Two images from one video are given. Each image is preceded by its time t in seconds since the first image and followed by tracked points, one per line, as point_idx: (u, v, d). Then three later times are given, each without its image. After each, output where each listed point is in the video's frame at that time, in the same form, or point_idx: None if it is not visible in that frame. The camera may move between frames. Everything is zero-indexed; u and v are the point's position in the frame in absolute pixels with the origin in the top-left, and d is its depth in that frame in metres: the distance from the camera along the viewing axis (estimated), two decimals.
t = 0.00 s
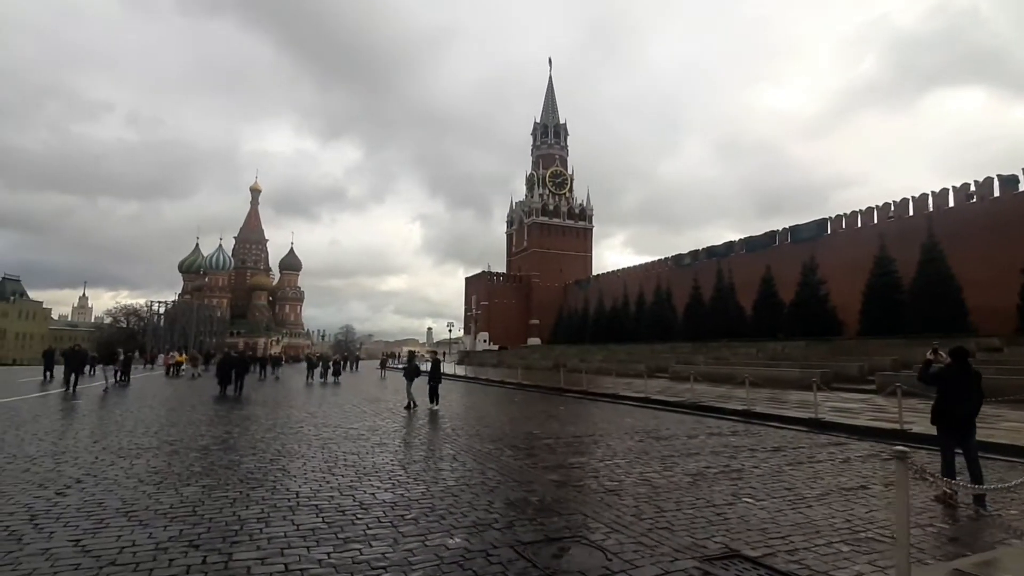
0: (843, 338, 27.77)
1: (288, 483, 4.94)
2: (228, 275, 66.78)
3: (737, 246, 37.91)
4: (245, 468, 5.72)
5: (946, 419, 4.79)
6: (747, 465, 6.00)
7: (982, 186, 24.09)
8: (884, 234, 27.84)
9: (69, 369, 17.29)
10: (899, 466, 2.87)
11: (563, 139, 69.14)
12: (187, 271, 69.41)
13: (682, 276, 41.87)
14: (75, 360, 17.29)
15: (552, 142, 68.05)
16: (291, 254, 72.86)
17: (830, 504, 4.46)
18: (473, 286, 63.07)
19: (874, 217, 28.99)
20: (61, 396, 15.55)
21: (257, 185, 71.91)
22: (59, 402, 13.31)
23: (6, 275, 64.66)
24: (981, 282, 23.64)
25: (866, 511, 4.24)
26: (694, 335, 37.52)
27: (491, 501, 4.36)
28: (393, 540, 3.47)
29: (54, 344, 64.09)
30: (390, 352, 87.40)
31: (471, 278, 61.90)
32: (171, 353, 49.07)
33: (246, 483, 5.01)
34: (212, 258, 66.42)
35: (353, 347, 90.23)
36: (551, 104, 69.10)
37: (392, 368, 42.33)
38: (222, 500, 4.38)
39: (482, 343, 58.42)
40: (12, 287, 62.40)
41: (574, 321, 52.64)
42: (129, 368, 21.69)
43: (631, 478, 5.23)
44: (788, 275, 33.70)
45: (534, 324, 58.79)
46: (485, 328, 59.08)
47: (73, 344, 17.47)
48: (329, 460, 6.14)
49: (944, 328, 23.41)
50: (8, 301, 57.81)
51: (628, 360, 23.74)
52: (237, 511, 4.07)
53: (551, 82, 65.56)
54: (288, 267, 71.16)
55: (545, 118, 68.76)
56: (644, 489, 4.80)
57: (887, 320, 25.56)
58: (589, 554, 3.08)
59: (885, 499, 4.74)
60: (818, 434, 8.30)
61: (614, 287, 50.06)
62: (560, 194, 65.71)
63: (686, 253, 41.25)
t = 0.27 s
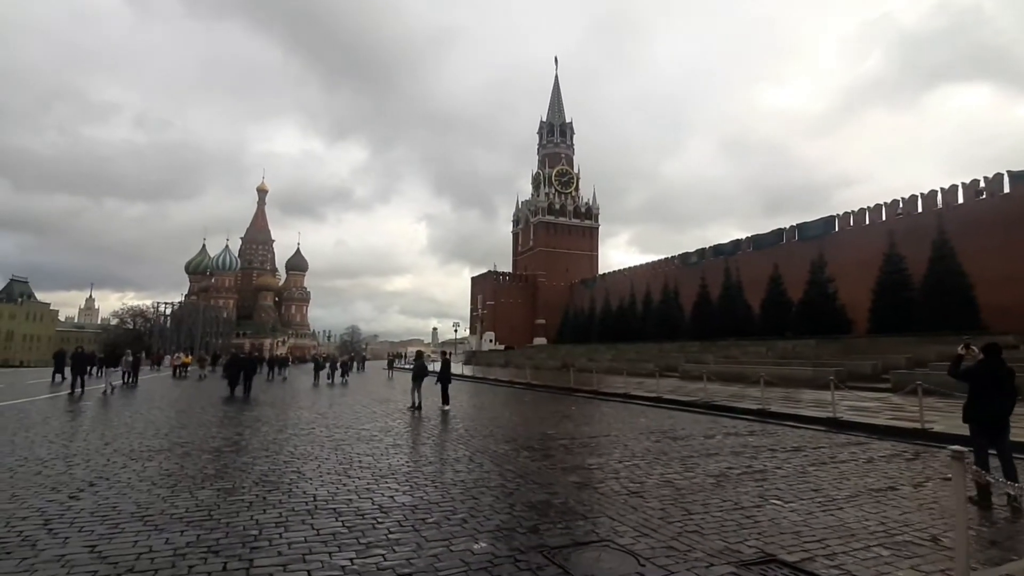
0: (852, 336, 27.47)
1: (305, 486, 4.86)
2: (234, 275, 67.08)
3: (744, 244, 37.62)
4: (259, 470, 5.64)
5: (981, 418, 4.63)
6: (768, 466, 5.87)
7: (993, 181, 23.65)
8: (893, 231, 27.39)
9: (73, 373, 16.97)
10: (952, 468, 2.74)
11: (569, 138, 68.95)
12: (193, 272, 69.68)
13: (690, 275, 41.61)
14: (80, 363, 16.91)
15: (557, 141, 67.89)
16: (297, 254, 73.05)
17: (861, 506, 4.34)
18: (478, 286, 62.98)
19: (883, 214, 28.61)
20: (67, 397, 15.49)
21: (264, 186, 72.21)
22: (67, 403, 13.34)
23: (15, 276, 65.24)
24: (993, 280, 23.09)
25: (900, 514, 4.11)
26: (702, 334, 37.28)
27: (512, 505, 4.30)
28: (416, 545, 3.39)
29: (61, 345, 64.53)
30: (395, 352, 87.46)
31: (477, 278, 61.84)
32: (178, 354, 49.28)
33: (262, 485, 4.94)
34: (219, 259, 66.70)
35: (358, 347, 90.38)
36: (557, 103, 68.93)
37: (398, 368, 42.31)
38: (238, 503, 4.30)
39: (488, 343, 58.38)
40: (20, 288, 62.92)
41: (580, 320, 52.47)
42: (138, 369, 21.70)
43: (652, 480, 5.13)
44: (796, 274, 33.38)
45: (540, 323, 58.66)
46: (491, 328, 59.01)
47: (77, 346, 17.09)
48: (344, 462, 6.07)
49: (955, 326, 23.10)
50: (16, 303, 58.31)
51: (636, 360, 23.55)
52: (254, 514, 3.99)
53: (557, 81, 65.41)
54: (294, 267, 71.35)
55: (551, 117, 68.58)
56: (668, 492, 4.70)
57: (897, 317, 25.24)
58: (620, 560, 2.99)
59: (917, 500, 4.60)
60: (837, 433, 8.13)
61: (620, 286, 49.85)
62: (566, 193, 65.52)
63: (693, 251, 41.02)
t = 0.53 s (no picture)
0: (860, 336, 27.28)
1: (318, 492, 4.77)
2: (238, 277, 67.16)
3: (750, 244, 37.42)
4: (269, 475, 5.56)
5: (1011, 418, 4.52)
6: (788, 469, 5.77)
7: (1002, 178, 23.35)
8: (900, 229, 27.09)
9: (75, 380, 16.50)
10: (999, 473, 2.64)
11: (572, 138, 68.83)
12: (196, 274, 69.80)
13: (694, 275, 41.44)
14: (81, 370, 16.36)
15: (561, 141, 67.78)
16: (300, 255, 73.11)
17: (889, 511, 4.24)
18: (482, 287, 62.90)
19: (889, 213, 28.37)
20: (72, 400, 15.39)
21: (267, 187, 72.35)
22: (72, 406, 13.30)
23: (19, 278, 65.45)
24: (1003, 279, 22.72)
25: (931, 520, 4.00)
26: (708, 334, 37.10)
27: (531, 512, 4.20)
28: (437, 553, 3.30)
29: (66, 347, 64.71)
30: (399, 353, 87.45)
31: (481, 278, 61.77)
32: (181, 355, 49.32)
33: (274, 491, 4.85)
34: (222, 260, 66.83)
35: (361, 348, 90.42)
36: (560, 103, 68.81)
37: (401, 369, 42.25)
38: (251, 509, 4.21)
39: (492, 344, 58.33)
40: (24, 290, 63.12)
41: (585, 320, 52.33)
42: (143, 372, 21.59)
43: (672, 485, 5.04)
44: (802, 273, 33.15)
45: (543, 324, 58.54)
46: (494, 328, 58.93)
47: (78, 351, 16.52)
48: (355, 466, 5.98)
49: (964, 325, 22.89)
50: (20, 305, 58.49)
51: (642, 360, 23.41)
52: (268, 522, 3.89)
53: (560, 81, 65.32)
54: (297, 268, 71.42)
55: (554, 117, 68.47)
56: (690, 497, 4.61)
57: (905, 316, 25.07)
58: (650, 569, 2.90)
59: (946, 504, 4.49)
60: (854, 434, 8.00)
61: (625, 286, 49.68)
62: (570, 193, 65.39)
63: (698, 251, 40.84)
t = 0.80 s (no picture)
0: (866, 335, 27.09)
1: (330, 496, 4.67)
2: (240, 278, 67.16)
3: (754, 243, 37.21)
4: (279, 478, 5.46)
5: None
6: (808, 471, 5.65)
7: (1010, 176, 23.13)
8: (907, 227, 26.82)
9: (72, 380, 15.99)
10: None
11: (574, 137, 68.71)
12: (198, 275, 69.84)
13: (699, 273, 41.30)
14: (77, 371, 15.74)
15: (562, 140, 67.67)
16: (303, 256, 73.14)
17: (918, 514, 4.12)
18: (484, 287, 62.81)
19: (895, 211, 28.15)
20: (75, 401, 15.26)
21: (269, 188, 72.41)
22: (75, 408, 13.22)
23: (22, 280, 65.57)
24: (1015, 279, 22.38)
25: (962, 524, 3.88)
26: (712, 334, 36.94)
27: (549, 517, 4.09)
28: (457, 561, 3.19)
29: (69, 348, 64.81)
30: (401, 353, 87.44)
31: (483, 279, 61.69)
32: (183, 356, 49.33)
33: (284, 495, 4.74)
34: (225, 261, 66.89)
35: (364, 348, 90.43)
36: (561, 102, 68.72)
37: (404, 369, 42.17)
38: (263, 514, 4.11)
39: (495, 343, 58.18)
40: (26, 292, 63.16)
41: (588, 320, 52.20)
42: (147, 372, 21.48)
43: (691, 489, 4.93)
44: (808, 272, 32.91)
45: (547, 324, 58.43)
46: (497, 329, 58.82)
47: (77, 350, 16.00)
48: (366, 469, 5.87)
49: (973, 323, 22.73)
50: (22, 306, 58.57)
51: (647, 360, 23.28)
52: (281, 528, 3.78)
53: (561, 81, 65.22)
54: (299, 269, 71.44)
55: (555, 117, 68.37)
56: (711, 501, 4.50)
57: (912, 315, 24.90)
58: None
59: (975, 508, 4.36)
60: (870, 435, 7.87)
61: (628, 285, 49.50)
62: (572, 192, 65.26)
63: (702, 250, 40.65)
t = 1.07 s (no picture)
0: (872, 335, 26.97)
1: (339, 500, 4.57)
2: (241, 279, 67.11)
3: (757, 242, 37.01)
4: (287, 481, 5.36)
5: None
6: (826, 473, 5.54)
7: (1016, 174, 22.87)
8: (911, 228, 26.44)
9: (70, 384, 15.66)
10: None
11: (575, 137, 68.59)
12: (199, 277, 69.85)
13: (701, 274, 40.94)
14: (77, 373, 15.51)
15: (563, 140, 67.56)
16: (303, 257, 73.11)
17: (945, 518, 4.00)
18: (485, 287, 62.71)
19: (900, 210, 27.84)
20: (75, 404, 15.13)
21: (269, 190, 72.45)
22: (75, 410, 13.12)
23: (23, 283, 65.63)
24: None
25: (992, 528, 3.77)
26: (717, 334, 36.87)
27: (566, 522, 3.98)
28: (475, 568, 3.09)
29: (70, 351, 64.83)
30: (402, 354, 87.35)
31: (485, 279, 61.60)
32: (184, 359, 49.29)
33: (292, 499, 4.64)
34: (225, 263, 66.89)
35: (365, 349, 90.40)
36: (561, 102, 68.61)
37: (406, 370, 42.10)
38: (272, 519, 4.01)
39: (497, 344, 58.08)
40: (27, 294, 63.22)
41: (591, 321, 52.11)
42: (148, 374, 21.37)
43: (709, 492, 4.82)
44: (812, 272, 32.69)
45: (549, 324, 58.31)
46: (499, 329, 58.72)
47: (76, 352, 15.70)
48: (375, 472, 5.77)
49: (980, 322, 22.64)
50: (23, 309, 58.57)
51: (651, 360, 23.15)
52: (291, 534, 3.68)
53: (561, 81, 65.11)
54: (300, 270, 71.41)
55: (556, 117, 68.25)
56: (731, 505, 4.39)
57: (919, 315, 24.83)
58: None
59: (1002, 511, 4.24)
60: (885, 436, 7.74)
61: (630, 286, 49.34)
62: (573, 192, 65.13)
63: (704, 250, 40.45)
